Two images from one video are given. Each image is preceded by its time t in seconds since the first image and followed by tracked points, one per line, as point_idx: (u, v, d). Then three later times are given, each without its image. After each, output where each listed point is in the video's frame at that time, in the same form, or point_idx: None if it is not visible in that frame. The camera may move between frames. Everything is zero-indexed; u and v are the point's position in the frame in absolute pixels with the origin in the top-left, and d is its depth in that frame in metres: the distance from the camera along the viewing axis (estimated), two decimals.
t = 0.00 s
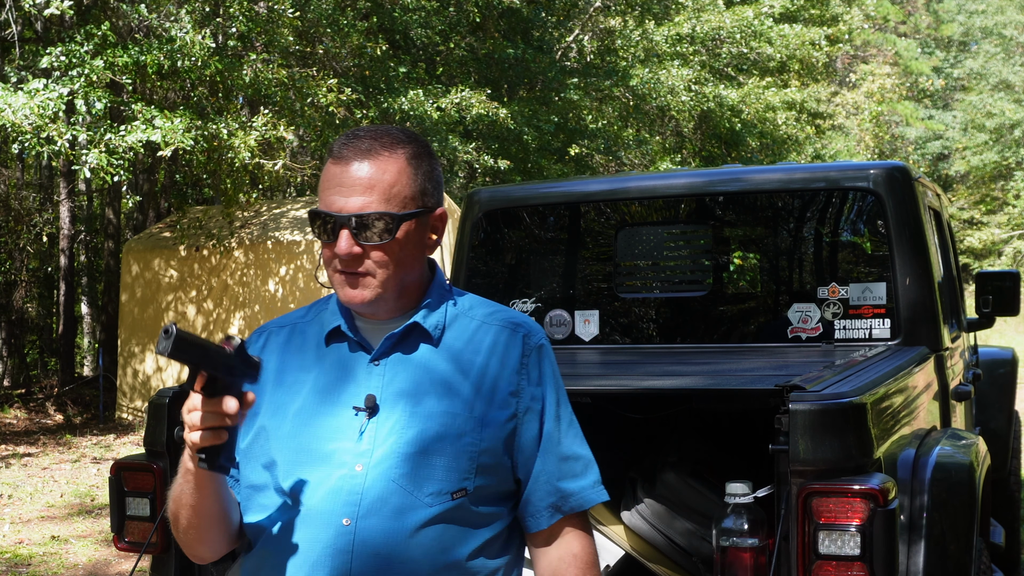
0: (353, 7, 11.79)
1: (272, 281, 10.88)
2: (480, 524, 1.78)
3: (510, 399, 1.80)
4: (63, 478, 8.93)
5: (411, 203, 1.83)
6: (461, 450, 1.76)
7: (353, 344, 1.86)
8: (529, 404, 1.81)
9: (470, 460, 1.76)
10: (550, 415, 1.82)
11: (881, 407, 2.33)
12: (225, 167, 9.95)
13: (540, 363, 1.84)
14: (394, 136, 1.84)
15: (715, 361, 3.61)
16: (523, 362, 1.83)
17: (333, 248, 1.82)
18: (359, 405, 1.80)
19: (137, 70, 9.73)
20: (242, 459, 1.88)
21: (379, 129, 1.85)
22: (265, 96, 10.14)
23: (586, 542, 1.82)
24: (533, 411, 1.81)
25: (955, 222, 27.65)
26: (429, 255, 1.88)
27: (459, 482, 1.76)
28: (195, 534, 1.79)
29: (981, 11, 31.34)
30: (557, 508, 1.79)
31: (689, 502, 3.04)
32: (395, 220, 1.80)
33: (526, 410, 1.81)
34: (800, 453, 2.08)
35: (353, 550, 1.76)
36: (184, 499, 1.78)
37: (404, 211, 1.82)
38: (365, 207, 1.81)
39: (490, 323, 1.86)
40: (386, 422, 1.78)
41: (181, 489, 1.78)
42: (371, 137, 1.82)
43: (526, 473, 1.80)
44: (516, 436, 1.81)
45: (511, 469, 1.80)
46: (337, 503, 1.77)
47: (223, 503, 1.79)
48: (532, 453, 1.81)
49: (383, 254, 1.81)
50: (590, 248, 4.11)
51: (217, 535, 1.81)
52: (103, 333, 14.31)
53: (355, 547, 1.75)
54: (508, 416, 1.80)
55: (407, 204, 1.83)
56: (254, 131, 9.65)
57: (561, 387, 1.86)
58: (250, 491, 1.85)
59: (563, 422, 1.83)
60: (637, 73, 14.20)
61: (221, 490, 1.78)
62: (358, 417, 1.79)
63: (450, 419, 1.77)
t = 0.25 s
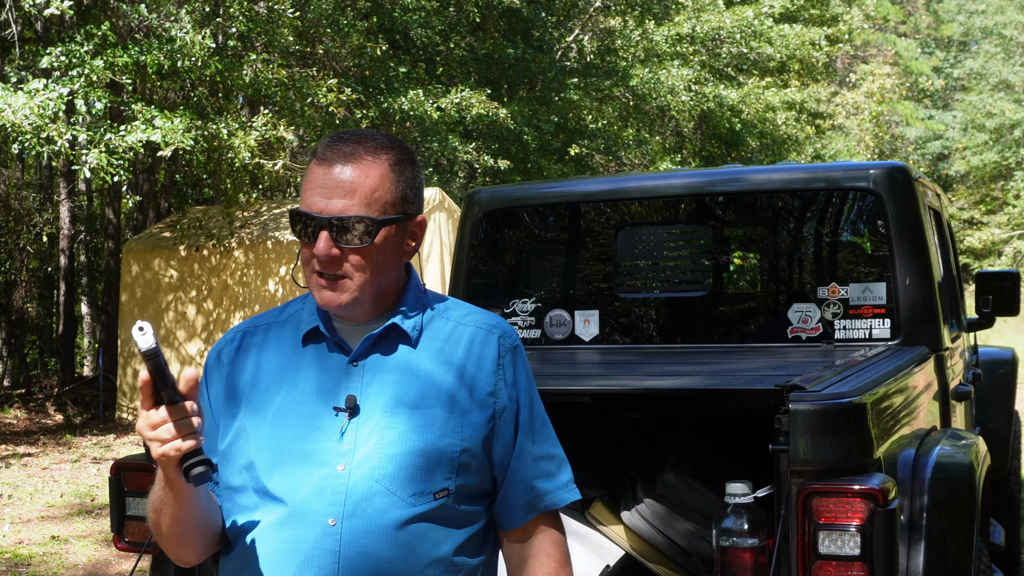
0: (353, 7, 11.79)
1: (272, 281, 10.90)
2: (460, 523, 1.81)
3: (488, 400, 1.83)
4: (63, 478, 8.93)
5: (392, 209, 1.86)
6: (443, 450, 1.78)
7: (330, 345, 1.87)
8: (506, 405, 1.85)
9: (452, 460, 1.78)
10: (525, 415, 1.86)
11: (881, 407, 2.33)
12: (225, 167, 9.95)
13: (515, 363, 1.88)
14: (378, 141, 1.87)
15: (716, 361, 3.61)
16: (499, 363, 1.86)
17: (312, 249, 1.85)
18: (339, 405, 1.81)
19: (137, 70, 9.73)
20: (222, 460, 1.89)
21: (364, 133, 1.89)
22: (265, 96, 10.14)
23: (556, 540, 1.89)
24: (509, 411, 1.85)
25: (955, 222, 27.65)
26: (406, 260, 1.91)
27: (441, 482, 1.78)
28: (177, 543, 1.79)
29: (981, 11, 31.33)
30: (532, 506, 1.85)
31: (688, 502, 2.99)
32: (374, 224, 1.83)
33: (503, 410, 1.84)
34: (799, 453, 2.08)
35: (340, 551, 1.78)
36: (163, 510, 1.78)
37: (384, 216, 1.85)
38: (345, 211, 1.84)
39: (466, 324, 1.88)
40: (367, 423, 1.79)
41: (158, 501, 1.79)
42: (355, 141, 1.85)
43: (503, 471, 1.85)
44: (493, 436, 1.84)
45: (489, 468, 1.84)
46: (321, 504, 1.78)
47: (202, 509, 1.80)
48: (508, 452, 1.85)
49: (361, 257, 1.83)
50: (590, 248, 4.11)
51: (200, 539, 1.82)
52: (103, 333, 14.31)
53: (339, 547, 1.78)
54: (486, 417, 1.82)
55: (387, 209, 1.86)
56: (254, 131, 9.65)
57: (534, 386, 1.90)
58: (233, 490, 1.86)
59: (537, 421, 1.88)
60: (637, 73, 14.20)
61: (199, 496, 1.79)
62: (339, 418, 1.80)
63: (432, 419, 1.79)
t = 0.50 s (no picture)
0: (353, 7, 11.78)
1: (272, 281, 10.91)
2: (451, 520, 1.81)
3: (476, 397, 1.83)
4: (63, 478, 8.93)
5: (377, 213, 1.87)
6: (430, 448, 1.78)
7: (318, 346, 1.88)
8: (493, 402, 1.85)
9: (441, 457, 1.78)
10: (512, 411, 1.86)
11: (881, 408, 2.33)
12: (225, 167, 9.95)
13: (502, 361, 1.88)
14: (363, 146, 1.88)
15: (715, 361, 3.61)
16: (486, 360, 1.86)
17: (299, 254, 1.85)
18: (327, 405, 1.82)
19: (137, 70, 9.73)
20: (213, 462, 1.90)
21: (348, 138, 1.89)
22: (265, 96, 10.14)
23: (547, 537, 1.90)
24: (497, 408, 1.85)
25: (955, 222, 27.65)
26: (392, 263, 1.92)
27: (431, 479, 1.78)
28: (168, 554, 1.81)
29: (981, 11, 31.33)
30: (522, 502, 1.85)
31: (689, 502, 2.98)
32: (360, 228, 1.84)
33: (490, 407, 1.85)
34: (800, 454, 2.08)
35: (332, 550, 1.78)
36: (152, 522, 1.80)
37: (370, 220, 1.85)
38: (332, 215, 1.84)
39: (452, 324, 1.89)
40: (357, 422, 1.80)
41: (147, 513, 1.81)
42: (340, 146, 1.85)
43: (493, 467, 1.85)
44: (481, 434, 1.84)
45: (478, 466, 1.84)
46: (311, 503, 1.79)
47: (190, 515, 1.82)
48: (495, 448, 1.85)
49: (347, 261, 1.84)
50: (590, 248, 4.11)
51: (190, 545, 1.84)
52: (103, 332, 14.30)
53: (330, 547, 1.78)
54: (474, 414, 1.82)
55: (373, 212, 1.86)
56: (254, 131, 9.64)
57: (521, 383, 1.91)
58: (224, 492, 1.87)
59: (525, 419, 1.88)
60: (637, 73, 14.20)
61: (187, 503, 1.81)
62: (328, 419, 1.81)
63: (420, 418, 1.79)
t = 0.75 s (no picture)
0: (353, 7, 11.77)
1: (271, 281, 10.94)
2: (446, 518, 1.81)
3: (471, 394, 1.83)
4: (63, 478, 8.93)
5: (370, 213, 1.87)
6: (424, 446, 1.78)
7: (312, 346, 1.88)
8: (487, 400, 1.85)
9: (435, 455, 1.78)
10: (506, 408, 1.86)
11: (881, 408, 2.33)
12: (225, 167, 9.95)
13: (496, 359, 1.88)
14: (356, 147, 1.88)
15: (715, 361, 3.61)
16: (480, 358, 1.86)
17: (292, 255, 1.85)
18: (321, 405, 1.83)
19: (137, 70, 9.73)
20: (207, 463, 1.90)
21: (340, 139, 1.89)
22: (265, 96, 10.14)
23: (544, 536, 1.90)
24: (492, 406, 1.85)
25: (955, 222, 27.65)
26: (385, 263, 1.92)
27: (425, 477, 1.78)
28: (163, 553, 1.81)
29: (981, 11, 31.32)
30: (517, 500, 1.85)
31: (689, 502, 2.97)
32: (353, 229, 1.84)
33: (485, 405, 1.85)
34: (800, 453, 2.08)
35: (328, 549, 1.78)
36: (147, 520, 1.80)
37: (363, 222, 1.85)
38: (325, 216, 1.84)
39: (446, 323, 1.89)
40: (351, 421, 1.80)
41: (142, 512, 1.82)
42: (333, 147, 1.85)
43: (488, 465, 1.85)
44: (476, 431, 1.84)
45: (472, 464, 1.83)
46: (306, 502, 1.79)
47: (185, 515, 1.82)
48: (490, 446, 1.85)
49: (340, 262, 1.84)
50: (590, 248, 4.11)
51: (185, 544, 1.84)
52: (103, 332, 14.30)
53: (325, 545, 1.78)
54: (468, 411, 1.82)
55: (366, 214, 1.86)
56: (254, 131, 9.64)
57: (517, 380, 1.91)
58: (220, 491, 1.87)
59: (520, 416, 1.88)
60: (637, 73, 14.20)
61: (181, 503, 1.81)
62: (322, 418, 1.82)
63: (414, 417, 1.79)
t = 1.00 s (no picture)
0: (353, 7, 11.78)
1: (272, 281, 10.92)
2: (446, 518, 1.82)
3: (472, 394, 1.84)
4: (63, 478, 8.93)
5: (374, 217, 1.86)
6: (424, 447, 1.78)
7: (313, 345, 1.88)
8: (487, 401, 1.85)
9: (435, 456, 1.78)
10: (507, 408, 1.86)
11: (881, 408, 2.33)
12: (225, 167, 9.95)
13: (497, 359, 1.88)
14: (359, 149, 1.86)
15: (715, 360, 3.61)
16: (481, 358, 1.86)
17: (296, 257, 1.85)
18: (321, 405, 1.83)
19: (137, 70, 9.73)
20: (207, 463, 1.89)
21: (345, 140, 1.87)
22: (265, 96, 10.14)
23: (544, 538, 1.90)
24: (493, 407, 1.85)
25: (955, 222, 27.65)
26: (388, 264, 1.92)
27: (425, 478, 1.78)
28: (160, 546, 1.81)
29: (981, 11, 31.32)
30: (517, 501, 1.85)
31: (688, 502, 2.98)
32: (359, 232, 1.84)
33: (485, 406, 1.85)
34: (800, 453, 2.08)
35: (327, 549, 1.78)
36: (143, 516, 1.80)
37: (367, 226, 1.85)
38: (330, 220, 1.83)
39: (447, 322, 1.89)
40: (352, 421, 1.80)
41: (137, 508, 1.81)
42: (337, 149, 1.84)
43: (489, 465, 1.85)
44: (476, 431, 1.84)
45: (473, 464, 1.84)
46: (306, 503, 1.79)
47: (180, 510, 1.82)
48: (491, 445, 1.85)
49: (345, 265, 1.84)
50: (590, 248, 4.11)
51: (180, 538, 1.84)
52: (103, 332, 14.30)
53: (324, 546, 1.78)
54: (469, 411, 1.82)
55: (371, 217, 1.86)
56: (254, 131, 9.64)
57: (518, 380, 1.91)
58: (220, 491, 1.86)
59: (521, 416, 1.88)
60: (637, 73, 14.20)
61: (175, 495, 1.81)
62: (322, 418, 1.81)
63: (414, 417, 1.79)
